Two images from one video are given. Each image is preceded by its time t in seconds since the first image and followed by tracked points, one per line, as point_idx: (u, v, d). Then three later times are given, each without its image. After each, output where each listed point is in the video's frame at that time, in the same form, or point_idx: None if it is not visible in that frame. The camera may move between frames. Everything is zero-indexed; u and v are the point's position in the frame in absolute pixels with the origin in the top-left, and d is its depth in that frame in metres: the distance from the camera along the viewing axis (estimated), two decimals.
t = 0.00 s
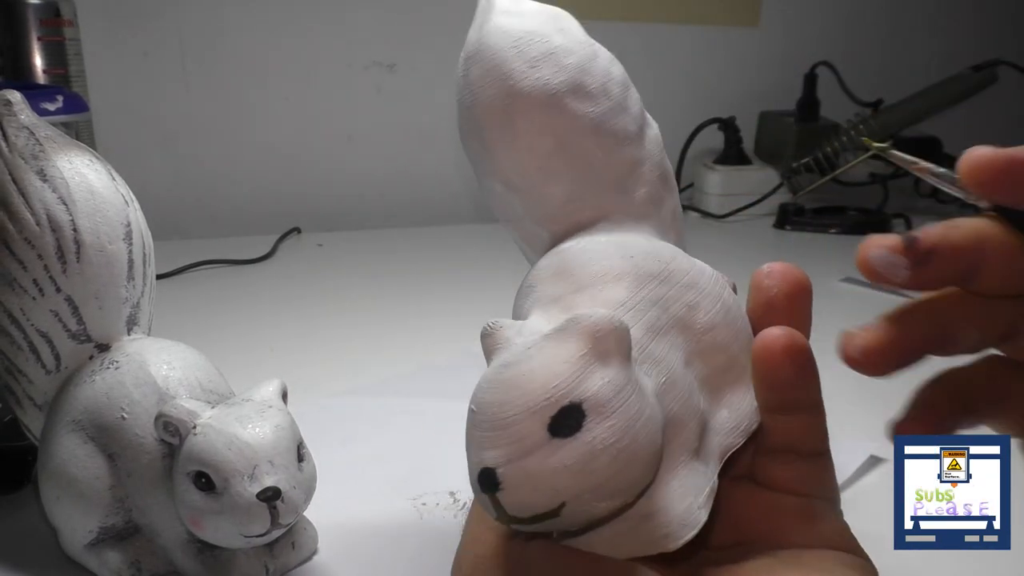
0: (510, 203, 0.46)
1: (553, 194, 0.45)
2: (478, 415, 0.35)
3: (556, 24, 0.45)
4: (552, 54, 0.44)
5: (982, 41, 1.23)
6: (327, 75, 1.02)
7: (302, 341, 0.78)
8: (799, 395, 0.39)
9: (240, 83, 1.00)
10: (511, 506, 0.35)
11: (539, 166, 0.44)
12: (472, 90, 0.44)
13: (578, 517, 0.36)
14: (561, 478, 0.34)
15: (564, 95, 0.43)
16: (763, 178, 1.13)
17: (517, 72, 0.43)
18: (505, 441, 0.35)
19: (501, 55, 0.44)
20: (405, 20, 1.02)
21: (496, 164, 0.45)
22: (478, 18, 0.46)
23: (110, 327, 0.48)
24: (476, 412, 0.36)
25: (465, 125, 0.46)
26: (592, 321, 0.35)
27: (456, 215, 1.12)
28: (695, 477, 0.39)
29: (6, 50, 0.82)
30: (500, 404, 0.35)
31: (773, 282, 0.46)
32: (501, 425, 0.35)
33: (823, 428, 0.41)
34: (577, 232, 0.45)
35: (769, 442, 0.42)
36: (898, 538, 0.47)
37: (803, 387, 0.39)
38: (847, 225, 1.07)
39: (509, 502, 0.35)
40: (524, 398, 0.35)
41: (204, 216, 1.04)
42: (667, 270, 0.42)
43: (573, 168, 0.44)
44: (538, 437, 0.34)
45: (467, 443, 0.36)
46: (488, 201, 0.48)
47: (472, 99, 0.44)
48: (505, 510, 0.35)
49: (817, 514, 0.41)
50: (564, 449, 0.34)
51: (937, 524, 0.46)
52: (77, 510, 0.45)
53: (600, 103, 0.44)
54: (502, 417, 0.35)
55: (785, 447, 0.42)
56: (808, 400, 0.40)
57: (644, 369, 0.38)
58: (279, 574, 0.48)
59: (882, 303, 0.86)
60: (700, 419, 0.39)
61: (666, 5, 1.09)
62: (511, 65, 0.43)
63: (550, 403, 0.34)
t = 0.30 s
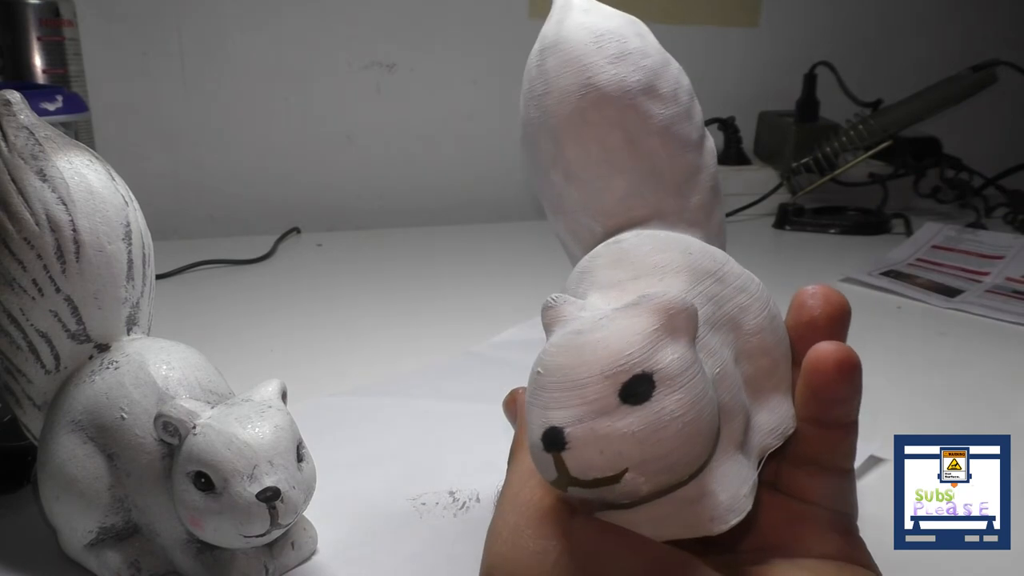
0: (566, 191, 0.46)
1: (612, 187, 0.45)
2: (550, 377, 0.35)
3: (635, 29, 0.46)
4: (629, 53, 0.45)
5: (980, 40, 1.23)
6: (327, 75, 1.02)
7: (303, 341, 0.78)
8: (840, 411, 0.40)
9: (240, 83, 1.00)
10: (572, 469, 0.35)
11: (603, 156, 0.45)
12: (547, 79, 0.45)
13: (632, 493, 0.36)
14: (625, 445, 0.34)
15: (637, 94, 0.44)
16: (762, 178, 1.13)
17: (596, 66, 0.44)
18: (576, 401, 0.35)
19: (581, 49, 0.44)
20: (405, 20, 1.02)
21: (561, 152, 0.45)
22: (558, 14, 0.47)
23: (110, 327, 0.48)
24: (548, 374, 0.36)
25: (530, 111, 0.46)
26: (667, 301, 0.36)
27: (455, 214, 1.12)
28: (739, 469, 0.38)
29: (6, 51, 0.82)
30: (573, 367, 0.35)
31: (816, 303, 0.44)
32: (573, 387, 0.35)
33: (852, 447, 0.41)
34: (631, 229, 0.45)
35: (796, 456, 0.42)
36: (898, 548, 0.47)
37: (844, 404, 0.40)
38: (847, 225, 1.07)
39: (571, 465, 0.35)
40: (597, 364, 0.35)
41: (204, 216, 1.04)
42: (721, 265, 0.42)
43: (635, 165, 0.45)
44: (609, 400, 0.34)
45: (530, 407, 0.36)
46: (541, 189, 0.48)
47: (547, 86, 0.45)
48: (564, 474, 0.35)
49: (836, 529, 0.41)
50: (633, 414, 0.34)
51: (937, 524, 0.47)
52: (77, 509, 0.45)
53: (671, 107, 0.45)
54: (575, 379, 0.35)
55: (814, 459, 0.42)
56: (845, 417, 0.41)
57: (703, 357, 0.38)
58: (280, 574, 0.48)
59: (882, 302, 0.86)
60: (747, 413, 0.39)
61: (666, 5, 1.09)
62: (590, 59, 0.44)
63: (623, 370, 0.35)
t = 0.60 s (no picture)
0: (568, 193, 0.46)
1: (614, 190, 0.45)
2: (557, 374, 0.36)
3: (636, 32, 0.46)
4: (631, 55, 0.45)
5: (980, 41, 1.23)
6: (327, 75, 1.02)
7: (304, 341, 0.78)
8: (842, 409, 0.41)
9: (240, 83, 1.00)
10: (580, 466, 0.35)
11: (605, 158, 0.45)
12: (550, 80, 0.45)
13: (637, 491, 0.36)
14: (633, 442, 0.34)
15: (640, 96, 0.44)
16: (762, 178, 1.12)
17: (599, 68, 0.44)
18: (584, 398, 0.35)
19: (583, 52, 0.44)
20: (405, 20, 1.02)
21: (563, 153, 0.45)
22: (558, 17, 0.47)
23: (109, 327, 0.48)
24: (555, 371, 0.36)
25: (531, 115, 0.46)
26: (674, 301, 0.36)
27: (455, 214, 1.12)
28: (743, 468, 0.38)
29: (7, 51, 0.82)
30: (581, 364, 0.35)
31: (817, 303, 0.44)
32: (580, 384, 0.35)
33: (853, 447, 0.42)
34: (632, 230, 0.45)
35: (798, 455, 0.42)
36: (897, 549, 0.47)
37: (846, 402, 0.40)
38: (847, 225, 1.07)
39: (579, 461, 0.35)
40: (604, 361, 0.35)
41: (204, 216, 1.04)
42: (724, 266, 0.42)
43: (637, 167, 0.45)
44: (616, 397, 0.34)
45: (537, 405, 0.36)
46: (542, 190, 0.48)
47: (549, 88, 0.45)
48: (571, 471, 0.35)
49: (837, 529, 0.41)
50: (640, 411, 0.34)
51: (937, 524, 0.46)
52: (76, 510, 0.45)
53: (672, 110, 0.45)
54: (582, 376, 0.35)
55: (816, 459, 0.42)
56: (847, 416, 0.41)
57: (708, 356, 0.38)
58: (280, 574, 0.48)
59: (882, 302, 0.86)
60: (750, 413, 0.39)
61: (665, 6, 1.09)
62: (593, 61, 0.44)
63: (630, 367, 0.35)
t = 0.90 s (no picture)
0: (570, 197, 0.46)
1: (616, 193, 0.45)
2: (567, 369, 0.36)
3: (635, 38, 0.46)
4: (632, 61, 0.45)
5: (980, 40, 1.23)
6: (327, 75, 1.02)
7: (304, 341, 0.78)
8: (844, 408, 0.41)
9: (240, 83, 1.00)
10: (591, 459, 0.35)
11: (607, 161, 0.44)
12: (552, 85, 0.45)
13: (647, 483, 0.36)
14: (643, 436, 0.34)
15: (640, 101, 0.44)
16: (762, 178, 1.12)
17: (601, 72, 0.44)
18: (594, 392, 0.35)
19: (584, 58, 0.45)
20: (405, 20, 1.02)
21: (565, 157, 0.45)
22: (556, 25, 0.47)
23: (109, 327, 0.48)
24: (564, 366, 0.36)
25: (533, 122, 0.46)
26: (680, 296, 0.36)
27: (455, 214, 1.12)
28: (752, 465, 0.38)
29: (7, 51, 0.82)
30: (590, 359, 0.35)
31: (821, 305, 0.44)
32: (590, 378, 0.35)
33: (855, 447, 0.42)
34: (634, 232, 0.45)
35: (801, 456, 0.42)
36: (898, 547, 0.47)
37: (848, 400, 0.41)
38: (847, 225, 1.07)
39: (590, 455, 0.35)
40: (613, 356, 0.35)
41: (203, 216, 1.04)
42: (727, 265, 0.42)
43: (638, 170, 0.45)
44: (626, 391, 0.35)
45: (545, 401, 0.36)
46: (542, 195, 0.48)
47: (551, 93, 0.45)
48: (582, 465, 0.35)
49: (839, 529, 0.41)
50: (650, 404, 0.34)
51: (937, 525, 0.46)
52: (76, 510, 0.45)
53: (673, 114, 0.45)
54: (592, 370, 0.35)
55: (818, 459, 0.42)
56: (847, 416, 0.41)
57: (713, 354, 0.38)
58: (280, 574, 0.48)
59: (882, 302, 0.86)
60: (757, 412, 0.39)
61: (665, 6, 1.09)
62: (594, 66, 0.44)
63: (640, 360, 0.35)
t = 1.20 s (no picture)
0: (588, 197, 0.46)
1: (637, 195, 0.45)
2: (630, 353, 0.35)
3: (657, 46, 0.47)
4: (656, 66, 0.45)
5: (980, 40, 1.23)
6: (327, 74, 1.02)
7: (305, 341, 0.78)
8: (860, 413, 0.41)
9: (240, 83, 1.00)
10: (660, 444, 0.34)
11: (632, 161, 0.45)
12: (575, 86, 0.45)
13: (707, 471, 0.35)
14: (713, 420, 0.34)
15: (664, 106, 0.45)
16: (762, 178, 1.13)
17: (627, 76, 0.45)
18: (663, 375, 0.34)
19: (609, 61, 0.45)
20: (405, 20, 1.02)
21: (587, 156, 0.45)
22: (573, 27, 0.48)
23: (109, 327, 0.48)
24: (628, 351, 0.35)
25: (551, 123, 0.46)
26: (729, 288, 0.37)
27: (455, 214, 1.12)
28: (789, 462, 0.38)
29: (7, 52, 0.82)
30: (658, 343, 0.34)
31: (828, 314, 0.44)
32: (659, 362, 0.34)
33: (864, 451, 0.42)
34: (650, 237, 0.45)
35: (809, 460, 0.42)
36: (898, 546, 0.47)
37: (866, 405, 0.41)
38: (847, 225, 1.07)
39: (661, 439, 0.34)
40: (680, 340, 0.34)
41: (203, 216, 1.04)
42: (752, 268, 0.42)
43: (659, 174, 0.45)
44: (696, 375, 0.34)
45: (602, 389, 0.35)
46: (554, 194, 0.48)
47: (575, 93, 0.45)
48: (650, 451, 0.34)
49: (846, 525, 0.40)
50: (719, 388, 0.34)
51: (937, 525, 0.46)
52: (77, 510, 0.45)
53: (692, 122, 0.46)
54: (660, 354, 0.34)
55: (829, 461, 0.42)
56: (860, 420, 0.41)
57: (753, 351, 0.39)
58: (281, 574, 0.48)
59: (882, 302, 0.86)
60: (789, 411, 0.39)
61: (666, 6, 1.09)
62: (620, 69, 0.45)
63: (705, 345, 0.34)
